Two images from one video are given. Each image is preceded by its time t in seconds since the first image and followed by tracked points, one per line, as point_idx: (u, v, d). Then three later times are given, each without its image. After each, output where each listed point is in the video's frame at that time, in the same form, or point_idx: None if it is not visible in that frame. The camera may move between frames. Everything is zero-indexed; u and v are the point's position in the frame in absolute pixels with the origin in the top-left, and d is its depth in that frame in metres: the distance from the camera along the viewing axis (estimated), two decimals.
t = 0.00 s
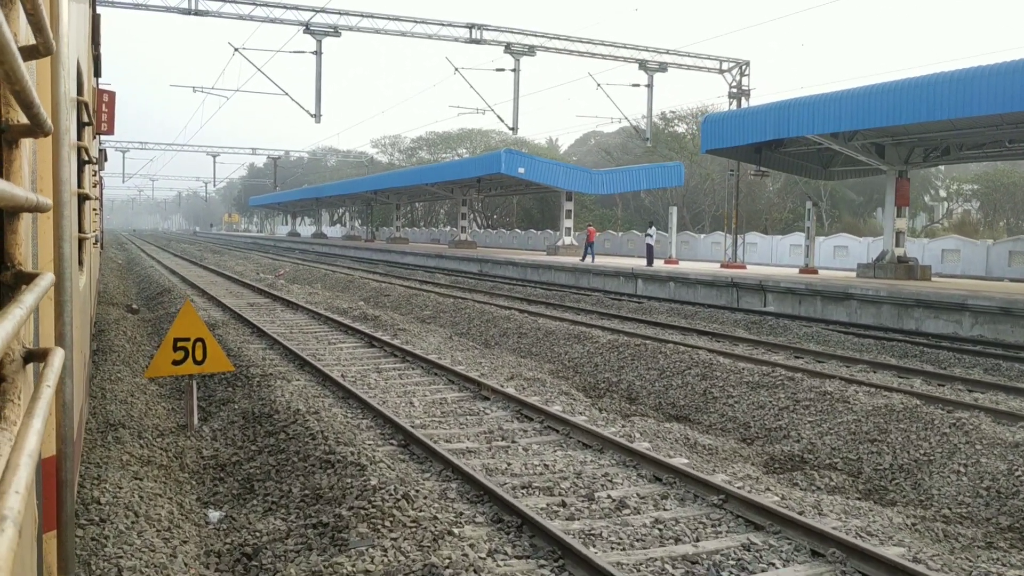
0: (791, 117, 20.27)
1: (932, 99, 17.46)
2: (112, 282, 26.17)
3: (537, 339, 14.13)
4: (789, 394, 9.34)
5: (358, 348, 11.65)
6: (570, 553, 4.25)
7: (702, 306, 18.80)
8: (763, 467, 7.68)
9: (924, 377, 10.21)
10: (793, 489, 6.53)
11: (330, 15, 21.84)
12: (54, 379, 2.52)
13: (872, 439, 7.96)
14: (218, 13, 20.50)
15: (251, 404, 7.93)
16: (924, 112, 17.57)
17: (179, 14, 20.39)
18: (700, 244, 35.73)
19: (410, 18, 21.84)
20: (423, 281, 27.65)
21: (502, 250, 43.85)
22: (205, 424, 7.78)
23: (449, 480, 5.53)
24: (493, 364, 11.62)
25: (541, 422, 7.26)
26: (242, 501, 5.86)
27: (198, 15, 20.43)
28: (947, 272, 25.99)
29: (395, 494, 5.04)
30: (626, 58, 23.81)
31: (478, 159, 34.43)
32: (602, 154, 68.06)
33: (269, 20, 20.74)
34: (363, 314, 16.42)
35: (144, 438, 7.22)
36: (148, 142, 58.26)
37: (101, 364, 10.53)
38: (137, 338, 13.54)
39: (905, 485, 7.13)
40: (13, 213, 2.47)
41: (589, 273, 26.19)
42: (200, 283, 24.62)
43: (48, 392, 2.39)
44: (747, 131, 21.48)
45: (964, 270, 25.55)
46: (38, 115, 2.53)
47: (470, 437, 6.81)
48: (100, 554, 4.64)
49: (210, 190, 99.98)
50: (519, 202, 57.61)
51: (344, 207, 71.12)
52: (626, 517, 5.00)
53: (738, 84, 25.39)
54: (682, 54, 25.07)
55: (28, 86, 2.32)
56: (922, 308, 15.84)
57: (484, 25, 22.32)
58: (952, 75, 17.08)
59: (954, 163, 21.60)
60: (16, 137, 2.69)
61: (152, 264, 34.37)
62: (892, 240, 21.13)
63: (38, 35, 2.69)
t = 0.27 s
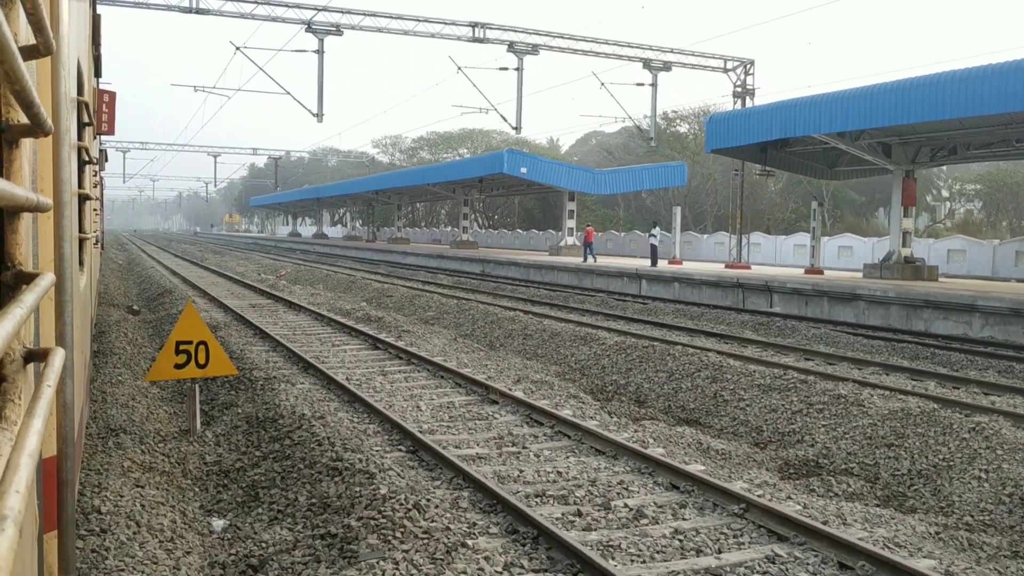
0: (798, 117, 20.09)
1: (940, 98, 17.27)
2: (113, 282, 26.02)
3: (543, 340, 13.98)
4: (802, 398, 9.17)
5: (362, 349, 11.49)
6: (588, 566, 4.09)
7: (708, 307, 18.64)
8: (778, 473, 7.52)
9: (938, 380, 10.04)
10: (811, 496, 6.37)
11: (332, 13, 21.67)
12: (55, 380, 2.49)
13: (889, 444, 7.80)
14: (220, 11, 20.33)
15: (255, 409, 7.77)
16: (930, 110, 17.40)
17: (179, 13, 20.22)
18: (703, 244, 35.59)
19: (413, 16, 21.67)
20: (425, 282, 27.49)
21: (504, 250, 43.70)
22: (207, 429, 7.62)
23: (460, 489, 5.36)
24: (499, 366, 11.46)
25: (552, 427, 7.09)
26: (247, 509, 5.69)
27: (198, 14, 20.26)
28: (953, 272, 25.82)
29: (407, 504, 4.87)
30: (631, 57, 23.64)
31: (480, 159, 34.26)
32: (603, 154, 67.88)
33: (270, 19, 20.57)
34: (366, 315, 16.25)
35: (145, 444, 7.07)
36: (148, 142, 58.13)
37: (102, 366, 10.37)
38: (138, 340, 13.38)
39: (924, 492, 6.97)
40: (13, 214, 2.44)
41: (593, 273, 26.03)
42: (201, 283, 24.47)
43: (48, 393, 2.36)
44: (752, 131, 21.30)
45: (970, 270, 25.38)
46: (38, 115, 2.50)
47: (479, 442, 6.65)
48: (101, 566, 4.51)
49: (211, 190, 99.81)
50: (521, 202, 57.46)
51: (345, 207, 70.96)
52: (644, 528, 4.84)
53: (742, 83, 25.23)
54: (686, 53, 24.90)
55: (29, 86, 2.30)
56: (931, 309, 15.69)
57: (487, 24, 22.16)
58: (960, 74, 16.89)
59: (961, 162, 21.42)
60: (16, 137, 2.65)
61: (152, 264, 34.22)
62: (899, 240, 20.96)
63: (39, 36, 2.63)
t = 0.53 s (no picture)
0: (805, 116, 19.88)
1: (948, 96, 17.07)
2: (114, 283, 25.84)
3: (550, 342, 13.79)
4: (817, 401, 8.98)
5: (366, 352, 11.30)
6: None
7: (715, 308, 18.46)
8: (795, 479, 7.33)
9: (955, 383, 9.84)
10: (833, 505, 6.18)
11: (335, 12, 21.48)
12: (38, 379, 2.64)
13: (908, 449, 7.61)
14: (221, 10, 20.15)
15: (259, 413, 7.59)
16: (937, 110, 17.20)
17: (181, 12, 20.04)
18: (707, 244, 35.40)
19: (416, 15, 21.49)
20: (428, 282, 27.30)
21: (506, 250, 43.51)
22: (210, 434, 7.43)
23: (473, 499, 5.16)
24: (506, 369, 11.27)
25: (563, 433, 6.90)
26: (251, 520, 5.49)
27: (200, 12, 20.07)
28: (960, 272, 25.61)
29: (418, 517, 4.67)
30: (635, 56, 23.46)
31: (482, 159, 34.07)
32: (606, 154, 67.66)
33: (272, 17, 20.38)
34: (370, 316, 16.07)
35: (147, 451, 6.88)
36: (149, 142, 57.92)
37: (103, 369, 10.19)
38: (140, 342, 13.20)
39: (948, 499, 6.78)
40: None
41: (597, 274, 25.85)
42: (203, 283, 24.29)
43: (31, 393, 2.52)
44: (759, 130, 21.10)
45: (977, 270, 25.17)
46: (20, 118, 2.60)
47: (490, 450, 6.46)
48: None
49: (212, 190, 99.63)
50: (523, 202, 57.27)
51: (346, 207, 70.78)
52: (666, 541, 4.64)
53: (747, 82, 25.03)
54: (691, 52, 24.71)
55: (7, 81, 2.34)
56: (942, 310, 15.49)
57: (490, 22, 21.97)
58: (969, 72, 16.69)
59: (969, 161, 21.22)
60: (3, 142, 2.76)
61: (154, 265, 34.03)
62: (907, 240, 20.75)
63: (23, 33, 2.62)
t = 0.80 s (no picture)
0: (811, 114, 19.70)
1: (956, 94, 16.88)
2: (113, 283, 25.66)
3: (555, 343, 13.61)
4: (831, 404, 8.81)
5: (370, 354, 11.12)
6: None
7: (720, 308, 18.29)
8: (811, 484, 7.16)
9: (970, 385, 9.66)
10: (854, 512, 6.00)
11: (336, 10, 21.31)
12: (43, 379, 2.78)
13: (927, 454, 7.44)
14: (222, 8, 19.97)
15: (263, 417, 7.42)
16: (938, 109, 17.10)
17: (181, 10, 19.87)
18: (710, 243, 35.24)
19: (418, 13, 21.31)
20: (430, 282, 27.12)
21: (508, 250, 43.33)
22: (212, 439, 7.26)
23: (486, 508, 4.98)
24: (512, 371, 11.09)
25: (575, 437, 6.72)
26: (256, 529, 5.31)
27: (201, 10, 19.90)
28: (965, 272, 25.42)
29: (431, 527, 4.50)
30: (639, 54, 23.30)
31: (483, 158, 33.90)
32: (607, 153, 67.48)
33: (274, 15, 20.21)
34: (372, 317, 15.89)
35: (148, 456, 6.72)
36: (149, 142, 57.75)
37: (102, 372, 10.01)
38: (140, 343, 13.02)
39: (970, 506, 6.60)
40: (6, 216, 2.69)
41: (600, 274, 25.67)
42: (203, 283, 24.12)
43: (38, 391, 2.67)
44: (764, 129, 20.92)
45: (983, 270, 24.98)
46: (29, 115, 2.73)
47: (501, 455, 6.28)
48: None
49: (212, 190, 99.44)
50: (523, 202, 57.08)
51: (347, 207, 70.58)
52: (688, 553, 4.46)
53: (752, 80, 24.85)
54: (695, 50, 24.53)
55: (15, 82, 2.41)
56: (951, 310, 15.32)
57: (493, 20, 21.80)
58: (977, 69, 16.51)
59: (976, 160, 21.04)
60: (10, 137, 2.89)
61: (153, 265, 33.85)
62: (913, 239, 20.57)
63: (30, 35, 2.69)
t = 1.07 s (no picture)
0: (819, 113, 19.50)
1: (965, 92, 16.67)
2: (114, 283, 25.49)
3: (562, 345, 13.44)
4: (847, 408, 8.63)
5: (375, 356, 10.95)
6: None
7: (727, 309, 18.12)
8: (830, 491, 6.98)
9: (986, 388, 9.47)
10: (878, 522, 5.82)
11: (339, 9, 21.14)
12: (41, 383, 2.72)
13: (947, 460, 7.26)
14: (224, 6, 19.80)
15: (268, 422, 7.24)
16: (945, 108, 16.92)
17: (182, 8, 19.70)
18: (714, 243, 35.08)
19: (421, 11, 21.15)
20: (433, 282, 26.95)
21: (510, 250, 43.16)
22: (216, 444, 7.09)
23: (501, 519, 4.80)
24: (519, 373, 10.91)
25: (589, 443, 6.54)
26: (262, 540, 5.12)
27: (203, 8, 19.73)
28: (972, 272, 25.21)
29: (445, 542, 4.32)
30: (644, 53, 23.12)
31: (485, 157, 33.72)
32: (609, 153, 67.34)
33: (276, 13, 20.04)
34: (375, 317, 15.73)
35: (150, 463, 6.54)
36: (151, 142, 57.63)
37: (103, 374, 9.84)
38: (142, 345, 12.85)
39: (995, 514, 6.43)
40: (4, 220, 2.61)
41: (604, 274, 25.49)
42: (204, 284, 23.98)
43: (37, 395, 2.60)
44: (771, 128, 20.73)
45: (990, 270, 24.78)
46: (26, 120, 2.64)
47: (512, 462, 6.10)
48: None
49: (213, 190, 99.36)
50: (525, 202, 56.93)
51: (348, 207, 70.45)
52: (713, 567, 4.29)
53: (757, 79, 24.67)
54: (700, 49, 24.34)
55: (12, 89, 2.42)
56: (961, 311, 15.14)
57: (497, 18, 21.62)
58: (988, 67, 16.29)
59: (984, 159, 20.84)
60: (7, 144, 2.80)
61: (155, 265, 33.70)
62: (921, 240, 20.36)
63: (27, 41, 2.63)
